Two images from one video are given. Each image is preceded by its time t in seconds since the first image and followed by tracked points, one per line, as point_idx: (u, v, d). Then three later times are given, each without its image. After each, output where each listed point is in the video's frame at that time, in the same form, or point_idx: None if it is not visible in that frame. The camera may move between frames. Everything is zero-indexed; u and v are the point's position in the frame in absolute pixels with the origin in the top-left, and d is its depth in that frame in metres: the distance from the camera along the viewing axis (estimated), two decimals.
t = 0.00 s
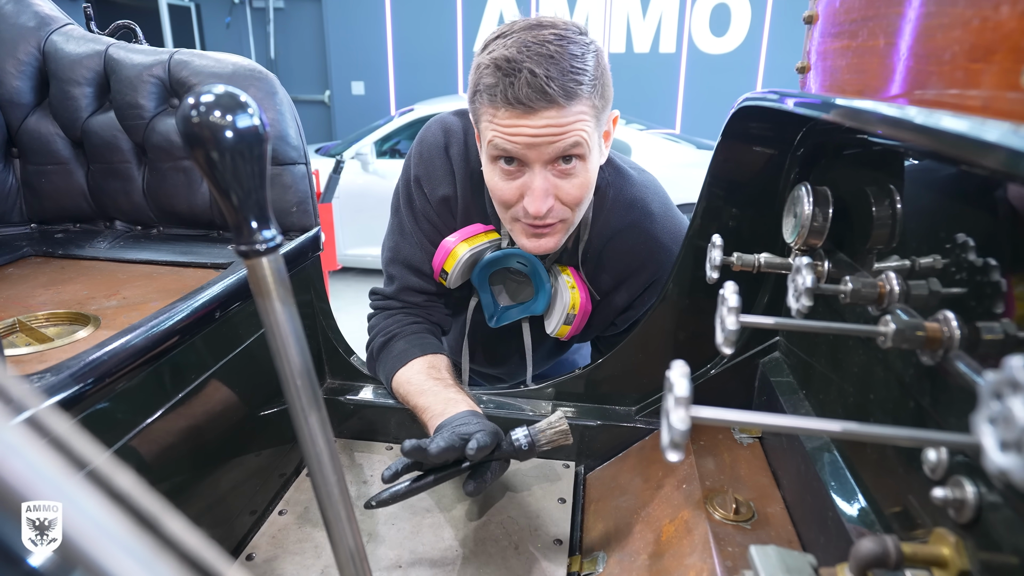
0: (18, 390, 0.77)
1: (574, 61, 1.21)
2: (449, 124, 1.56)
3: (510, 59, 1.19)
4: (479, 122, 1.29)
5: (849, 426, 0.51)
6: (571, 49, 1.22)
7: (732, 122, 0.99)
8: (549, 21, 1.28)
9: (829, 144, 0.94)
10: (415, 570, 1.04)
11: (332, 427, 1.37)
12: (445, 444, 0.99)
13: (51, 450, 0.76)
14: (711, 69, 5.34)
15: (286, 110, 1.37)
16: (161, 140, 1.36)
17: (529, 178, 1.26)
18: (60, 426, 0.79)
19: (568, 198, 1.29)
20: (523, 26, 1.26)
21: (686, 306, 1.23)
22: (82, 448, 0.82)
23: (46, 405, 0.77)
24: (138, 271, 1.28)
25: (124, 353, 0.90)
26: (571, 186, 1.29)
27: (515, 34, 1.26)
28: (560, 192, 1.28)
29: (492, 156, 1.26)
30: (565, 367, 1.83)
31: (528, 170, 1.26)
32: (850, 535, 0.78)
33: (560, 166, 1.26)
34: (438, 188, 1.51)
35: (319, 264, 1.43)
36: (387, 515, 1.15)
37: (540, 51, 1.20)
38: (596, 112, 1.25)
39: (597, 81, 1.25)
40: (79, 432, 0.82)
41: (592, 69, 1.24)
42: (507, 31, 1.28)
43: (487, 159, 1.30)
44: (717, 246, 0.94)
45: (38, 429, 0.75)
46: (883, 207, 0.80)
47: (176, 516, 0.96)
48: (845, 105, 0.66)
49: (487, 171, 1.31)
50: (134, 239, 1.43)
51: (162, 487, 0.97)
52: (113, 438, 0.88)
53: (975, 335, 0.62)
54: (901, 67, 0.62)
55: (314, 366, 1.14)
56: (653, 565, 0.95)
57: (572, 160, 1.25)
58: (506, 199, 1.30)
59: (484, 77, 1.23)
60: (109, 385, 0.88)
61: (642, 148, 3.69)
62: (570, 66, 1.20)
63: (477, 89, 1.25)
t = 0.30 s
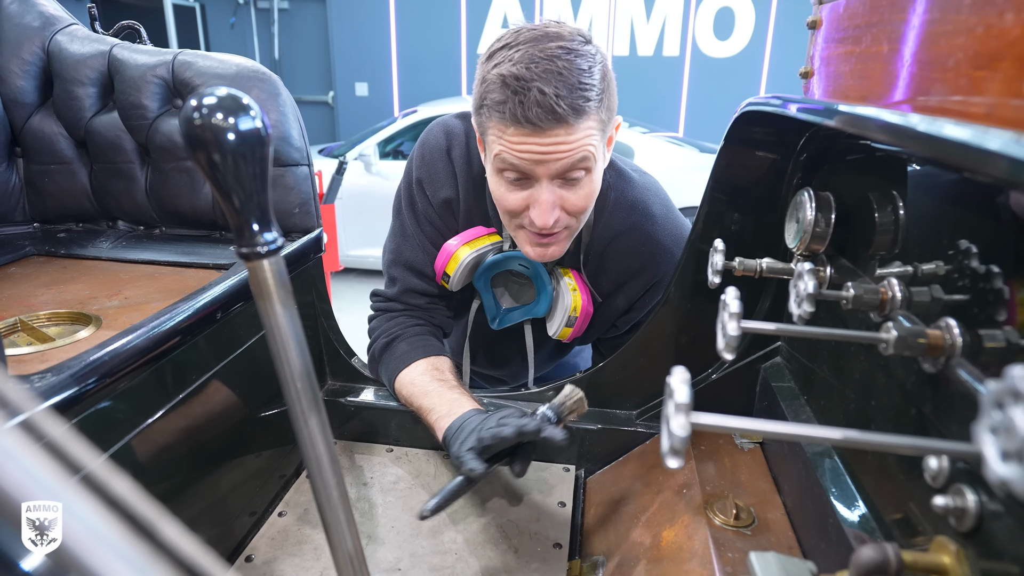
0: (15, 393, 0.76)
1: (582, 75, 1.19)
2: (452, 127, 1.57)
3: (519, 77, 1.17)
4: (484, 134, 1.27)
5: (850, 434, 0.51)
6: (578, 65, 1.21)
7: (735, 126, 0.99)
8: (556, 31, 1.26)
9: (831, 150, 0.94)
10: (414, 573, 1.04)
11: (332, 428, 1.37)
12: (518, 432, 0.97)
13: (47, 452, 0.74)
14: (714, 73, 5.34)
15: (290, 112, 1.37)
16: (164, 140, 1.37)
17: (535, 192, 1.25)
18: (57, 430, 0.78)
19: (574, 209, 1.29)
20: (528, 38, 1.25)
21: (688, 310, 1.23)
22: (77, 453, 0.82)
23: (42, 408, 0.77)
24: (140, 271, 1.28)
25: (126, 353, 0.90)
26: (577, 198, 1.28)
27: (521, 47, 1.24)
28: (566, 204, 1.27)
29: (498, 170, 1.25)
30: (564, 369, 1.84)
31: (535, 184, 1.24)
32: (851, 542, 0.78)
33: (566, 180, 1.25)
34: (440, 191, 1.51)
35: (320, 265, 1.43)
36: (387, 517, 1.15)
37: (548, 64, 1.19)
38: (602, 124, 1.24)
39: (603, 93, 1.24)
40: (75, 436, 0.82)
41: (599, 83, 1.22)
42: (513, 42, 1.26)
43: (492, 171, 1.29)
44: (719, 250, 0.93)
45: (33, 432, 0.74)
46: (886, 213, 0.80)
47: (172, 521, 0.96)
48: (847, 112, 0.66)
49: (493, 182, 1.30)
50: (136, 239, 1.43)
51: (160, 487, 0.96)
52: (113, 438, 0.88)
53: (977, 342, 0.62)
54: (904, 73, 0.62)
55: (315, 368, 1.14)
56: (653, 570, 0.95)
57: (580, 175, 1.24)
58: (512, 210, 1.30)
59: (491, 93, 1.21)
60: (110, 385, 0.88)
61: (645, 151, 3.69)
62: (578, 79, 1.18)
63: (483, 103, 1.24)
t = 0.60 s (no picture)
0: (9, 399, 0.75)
1: (598, 97, 1.18)
2: (455, 130, 1.57)
3: (536, 101, 1.15)
4: (496, 150, 1.26)
5: (850, 441, 0.51)
6: (595, 86, 1.19)
7: (737, 131, 0.99)
8: (571, 47, 1.24)
9: (833, 155, 0.94)
10: None
11: (333, 430, 1.37)
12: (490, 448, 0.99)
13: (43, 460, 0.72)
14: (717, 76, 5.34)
15: (292, 114, 1.37)
16: (166, 142, 1.37)
17: (546, 210, 1.26)
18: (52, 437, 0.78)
19: (581, 226, 1.31)
20: (544, 55, 1.22)
21: (689, 314, 1.23)
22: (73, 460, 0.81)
23: (36, 414, 0.76)
24: (142, 273, 1.28)
25: (127, 356, 0.90)
26: (586, 216, 1.29)
27: (537, 65, 1.21)
28: (576, 222, 1.29)
29: (509, 187, 1.26)
30: (567, 373, 1.84)
31: (546, 202, 1.25)
32: (852, 548, 0.77)
33: (577, 200, 1.26)
34: (442, 195, 1.51)
35: (322, 267, 1.43)
36: (387, 520, 1.15)
37: (565, 86, 1.17)
38: (614, 144, 1.24)
39: (616, 113, 1.23)
40: (70, 443, 0.81)
41: (613, 104, 1.22)
42: (527, 57, 1.23)
43: (502, 186, 1.29)
44: (720, 255, 0.93)
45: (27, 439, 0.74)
46: (888, 218, 0.80)
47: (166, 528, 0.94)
48: (849, 117, 0.66)
49: (502, 197, 1.30)
50: (138, 240, 1.44)
51: (160, 489, 0.96)
52: (113, 440, 0.88)
53: (978, 349, 0.62)
54: (906, 79, 0.62)
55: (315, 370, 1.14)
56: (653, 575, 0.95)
57: (591, 194, 1.25)
58: (521, 225, 1.31)
59: (506, 113, 1.19)
60: (112, 386, 0.88)
61: (647, 154, 3.69)
62: (595, 102, 1.17)
63: (496, 122, 1.22)
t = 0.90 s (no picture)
0: None
1: (608, 105, 1.17)
2: (458, 133, 1.57)
3: (547, 110, 1.14)
4: (503, 157, 1.26)
5: (852, 445, 0.50)
6: (605, 93, 1.18)
7: (737, 133, 0.99)
8: (581, 52, 1.22)
9: (834, 158, 0.94)
10: None
11: (332, 433, 1.37)
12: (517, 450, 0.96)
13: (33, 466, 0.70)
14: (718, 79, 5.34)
15: (292, 116, 1.37)
16: (165, 144, 1.37)
17: (554, 217, 1.26)
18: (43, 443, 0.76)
19: (588, 232, 1.32)
20: (554, 61, 1.20)
21: (689, 316, 1.22)
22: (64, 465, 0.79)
23: (26, 418, 0.74)
24: (141, 275, 1.28)
25: (125, 357, 0.90)
26: (593, 222, 1.30)
27: (546, 71, 1.19)
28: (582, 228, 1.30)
29: (516, 194, 1.26)
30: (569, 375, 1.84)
31: (553, 209, 1.26)
32: (853, 552, 0.77)
33: (584, 207, 1.27)
34: (444, 198, 1.51)
35: (321, 269, 1.43)
36: (386, 523, 1.14)
37: (575, 94, 1.16)
38: (622, 151, 1.24)
39: (625, 120, 1.23)
40: (60, 448, 0.79)
41: (623, 110, 1.21)
42: (537, 63, 1.22)
43: (509, 193, 1.29)
44: (721, 257, 0.93)
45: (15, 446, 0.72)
46: (889, 221, 0.80)
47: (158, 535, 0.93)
48: (850, 119, 0.65)
49: (508, 203, 1.31)
50: (137, 242, 1.43)
51: (157, 491, 0.96)
52: (110, 442, 0.87)
53: (981, 352, 0.61)
54: (908, 81, 0.62)
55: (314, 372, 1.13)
56: None
57: (598, 201, 1.26)
58: (526, 231, 1.31)
59: (515, 121, 1.19)
60: (109, 388, 0.87)
61: (647, 157, 3.69)
62: (605, 110, 1.16)
63: (505, 130, 1.21)
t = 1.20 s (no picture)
0: None
1: (629, 112, 1.18)
2: (460, 138, 1.57)
3: (569, 116, 1.15)
4: (520, 161, 1.26)
5: (848, 451, 0.50)
6: (625, 100, 1.19)
7: (735, 137, 0.99)
8: (601, 59, 1.23)
9: (832, 161, 0.94)
10: None
11: (330, 437, 1.37)
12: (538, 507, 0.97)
13: (18, 481, 0.72)
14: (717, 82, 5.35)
15: (290, 121, 1.37)
16: (164, 149, 1.37)
17: (571, 222, 1.26)
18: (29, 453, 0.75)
19: (603, 236, 1.32)
20: (576, 67, 1.21)
21: (688, 320, 1.22)
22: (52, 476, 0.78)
23: (14, 430, 0.74)
24: (139, 280, 1.28)
25: (122, 363, 0.89)
26: (609, 227, 1.31)
27: (567, 77, 1.20)
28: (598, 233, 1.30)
29: (534, 199, 1.26)
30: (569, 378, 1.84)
31: (571, 215, 1.26)
32: (852, 556, 0.76)
33: (602, 212, 1.27)
34: (448, 203, 1.51)
35: (319, 273, 1.43)
36: (384, 528, 1.14)
37: (596, 101, 1.17)
38: (640, 157, 1.25)
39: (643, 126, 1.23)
40: (48, 459, 0.78)
41: (642, 117, 1.22)
42: (557, 69, 1.22)
43: (526, 197, 1.29)
44: (719, 261, 0.93)
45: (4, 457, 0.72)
46: (887, 224, 0.80)
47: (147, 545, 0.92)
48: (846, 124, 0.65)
49: (525, 207, 1.31)
50: (136, 247, 1.43)
51: (154, 496, 0.96)
52: (108, 447, 0.87)
53: (977, 356, 0.61)
54: (905, 85, 0.61)
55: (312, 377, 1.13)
56: None
57: (616, 207, 1.26)
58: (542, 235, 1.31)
59: (537, 126, 1.19)
60: (109, 392, 0.88)
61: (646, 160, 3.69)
62: (626, 116, 1.17)
63: (525, 135, 1.21)
